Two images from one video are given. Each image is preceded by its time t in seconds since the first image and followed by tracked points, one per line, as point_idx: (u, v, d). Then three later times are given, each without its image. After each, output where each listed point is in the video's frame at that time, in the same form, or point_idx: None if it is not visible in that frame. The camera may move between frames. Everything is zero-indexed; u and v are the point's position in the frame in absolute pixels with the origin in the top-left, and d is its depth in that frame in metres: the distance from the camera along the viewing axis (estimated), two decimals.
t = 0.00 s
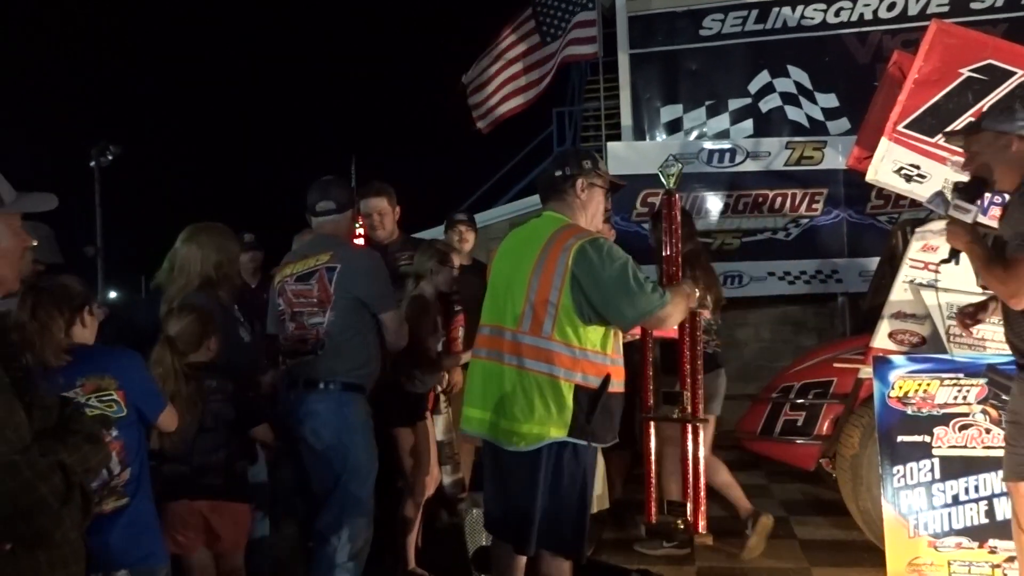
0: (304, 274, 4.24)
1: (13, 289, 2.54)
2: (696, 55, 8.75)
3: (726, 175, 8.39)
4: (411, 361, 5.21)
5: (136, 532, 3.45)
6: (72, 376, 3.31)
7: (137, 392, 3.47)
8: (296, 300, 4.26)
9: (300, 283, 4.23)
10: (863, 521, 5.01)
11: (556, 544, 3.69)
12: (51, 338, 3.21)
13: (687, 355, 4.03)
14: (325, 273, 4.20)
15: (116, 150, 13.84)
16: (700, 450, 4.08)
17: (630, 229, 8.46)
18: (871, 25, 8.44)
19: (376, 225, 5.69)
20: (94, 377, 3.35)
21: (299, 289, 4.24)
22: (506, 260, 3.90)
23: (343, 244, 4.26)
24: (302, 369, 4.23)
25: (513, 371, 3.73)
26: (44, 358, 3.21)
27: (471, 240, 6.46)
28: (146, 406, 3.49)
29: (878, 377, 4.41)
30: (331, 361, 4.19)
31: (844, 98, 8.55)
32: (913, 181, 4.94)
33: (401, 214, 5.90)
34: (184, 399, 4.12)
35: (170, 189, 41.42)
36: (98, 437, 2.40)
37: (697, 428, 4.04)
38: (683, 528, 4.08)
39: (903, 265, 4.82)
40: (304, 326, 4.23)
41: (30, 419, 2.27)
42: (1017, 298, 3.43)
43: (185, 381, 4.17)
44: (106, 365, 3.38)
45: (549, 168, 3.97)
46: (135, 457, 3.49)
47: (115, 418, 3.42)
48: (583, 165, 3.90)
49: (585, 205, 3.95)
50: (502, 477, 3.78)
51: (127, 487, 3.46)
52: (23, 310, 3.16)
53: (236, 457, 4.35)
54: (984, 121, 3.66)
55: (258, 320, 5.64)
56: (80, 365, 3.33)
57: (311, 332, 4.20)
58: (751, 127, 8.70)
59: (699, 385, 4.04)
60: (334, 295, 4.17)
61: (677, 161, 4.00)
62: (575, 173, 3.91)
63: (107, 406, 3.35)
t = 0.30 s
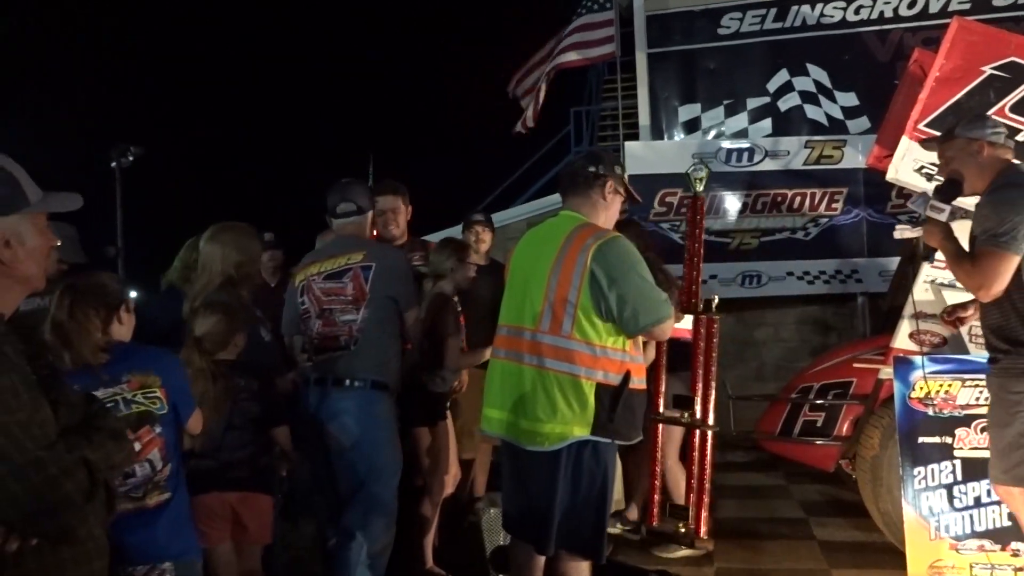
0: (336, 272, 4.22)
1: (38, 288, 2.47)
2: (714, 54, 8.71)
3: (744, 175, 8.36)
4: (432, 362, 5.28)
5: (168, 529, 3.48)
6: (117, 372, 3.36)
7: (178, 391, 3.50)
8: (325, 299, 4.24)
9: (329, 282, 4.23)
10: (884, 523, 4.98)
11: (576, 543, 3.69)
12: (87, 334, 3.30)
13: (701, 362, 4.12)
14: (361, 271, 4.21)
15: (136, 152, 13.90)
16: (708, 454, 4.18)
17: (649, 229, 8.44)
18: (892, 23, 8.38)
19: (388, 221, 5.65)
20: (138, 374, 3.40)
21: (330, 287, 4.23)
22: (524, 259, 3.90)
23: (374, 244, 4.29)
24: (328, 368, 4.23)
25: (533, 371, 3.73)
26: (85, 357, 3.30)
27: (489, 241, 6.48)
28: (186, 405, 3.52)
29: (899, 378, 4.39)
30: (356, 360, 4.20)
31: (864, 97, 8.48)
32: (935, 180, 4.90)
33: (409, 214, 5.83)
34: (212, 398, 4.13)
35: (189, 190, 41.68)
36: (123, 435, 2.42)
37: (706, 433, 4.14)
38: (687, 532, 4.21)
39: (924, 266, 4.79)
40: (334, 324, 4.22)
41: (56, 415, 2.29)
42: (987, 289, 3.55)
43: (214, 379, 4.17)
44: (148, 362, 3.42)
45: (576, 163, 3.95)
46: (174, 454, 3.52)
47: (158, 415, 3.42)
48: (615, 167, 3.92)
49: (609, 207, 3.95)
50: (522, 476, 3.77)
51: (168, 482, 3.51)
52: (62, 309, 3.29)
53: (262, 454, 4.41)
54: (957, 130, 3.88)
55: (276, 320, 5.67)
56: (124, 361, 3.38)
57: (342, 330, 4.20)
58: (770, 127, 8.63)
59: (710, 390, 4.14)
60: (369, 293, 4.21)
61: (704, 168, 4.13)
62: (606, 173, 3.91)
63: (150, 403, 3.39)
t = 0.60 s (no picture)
0: (359, 272, 4.23)
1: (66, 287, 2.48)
2: (734, 52, 8.67)
3: (764, 174, 8.32)
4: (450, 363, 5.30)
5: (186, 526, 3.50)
6: (142, 371, 3.41)
7: (202, 392, 3.52)
8: (348, 298, 4.25)
9: (352, 281, 4.24)
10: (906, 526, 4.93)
11: (595, 543, 3.67)
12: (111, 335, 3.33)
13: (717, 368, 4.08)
14: (385, 271, 4.21)
15: (156, 152, 13.96)
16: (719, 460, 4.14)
17: (668, 228, 8.41)
18: (914, 21, 8.29)
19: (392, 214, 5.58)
20: (162, 373, 3.44)
21: (353, 286, 4.24)
22: (539, 258, 3.90)
23: (397, 243, 4.29)
24: (349, 367, 4.25)
25: (551, 371, 3.73)
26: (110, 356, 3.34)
27: (507, 241, 6.48)
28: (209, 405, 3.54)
29: (921, 379, 4.34)
30: (377, 360, 4.22)
31: (885, 95, 8.40)
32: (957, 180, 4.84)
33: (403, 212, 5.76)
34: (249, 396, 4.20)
35: (209, 190, 41.97)
36: (147, 433, 2.43)
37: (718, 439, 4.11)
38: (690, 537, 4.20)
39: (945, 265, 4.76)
40: (357, 323, 4.23)
41: (80, 414, 2.31)
42: (968, 297, 3.78)
43: (254, 377, 4.26)
44: (173, 362, 3.47)
45: (598, 164, 3.93)
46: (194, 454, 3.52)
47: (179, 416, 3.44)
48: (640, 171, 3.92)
49: (627, 210, 3.95)
50: (541, 476, 3.77)
51: (187, 480, 3.51)
52: (85, 313, 3.33)
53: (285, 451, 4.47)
54: (940, 138, 4.01)
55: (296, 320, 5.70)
56: (150, 361, 3.43)
57: (365, 329, 4.21)
58: (790, 126, 8.62)
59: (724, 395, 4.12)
60: (393, 293, 4.21)
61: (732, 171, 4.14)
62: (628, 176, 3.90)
63: (171, 402, 3.42)
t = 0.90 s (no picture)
0: (375, 273, 4.24)
1: (91, 288, 2.52)
2: (752, 51, 8.61)
3: (782, 173, 8.26)
4: (468, 363, 5.35)
5: (183, 523, 3.54)
6: (134, 372, 3.45)
7: (193, 395, 3.59)
8: (364, 300, 4.26)
9: (369, 283, 4.24)
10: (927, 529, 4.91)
11: (611, 544, 3.66)
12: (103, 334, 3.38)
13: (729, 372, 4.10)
14: (399, 274, 4.22)
15: (176, 152, 14.08)
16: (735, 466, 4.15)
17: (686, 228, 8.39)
18: (934, 18, 8.17)
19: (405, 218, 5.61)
20: (154, 375, 3.47)
21: (368, 288, 4.25)
22: (553, 259, 3.90)
23: (412, 244, 4.30)
24: (365, 368, 4.26)
25: (565, 370, 3.73)
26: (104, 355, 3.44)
27: (523, 240, 6.49)
28: (199, 406, 3.61)
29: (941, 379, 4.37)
30: (392, 360, 4.22)
31: (904, 93, 8.26)
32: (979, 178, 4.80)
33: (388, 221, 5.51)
34: (273, 397, 4.30)
35: (229, 190, 42.26)
36: (167, 432, 2.46)
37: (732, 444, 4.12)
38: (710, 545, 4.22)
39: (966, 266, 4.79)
40: (373, 324, 4.24)
41: (105, 414, 2.39)
42: (941, 305, 3.83)
43: (276, 379, 4.33)
44: (166, 364, 3.52)
45: (614, 165, 3.93)
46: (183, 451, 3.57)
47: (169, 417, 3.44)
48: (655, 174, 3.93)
49: (638, 213, 3.94)
50: (557, 476, 3.76)
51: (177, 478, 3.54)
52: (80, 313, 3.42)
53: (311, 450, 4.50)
54: (914, 143, 4.09)
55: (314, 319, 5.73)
56: (140, 363, 3.49)
57: (380, 331, 4.22)
58: (808, 125, 8.51)
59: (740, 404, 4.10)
60: (408, 296, 4.22)
61: (743, 176, 4.13)
62: (643, 180, 3.91)
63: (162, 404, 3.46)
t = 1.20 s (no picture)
0: (374, 274, 4.26)
1: (109, 289, 2.53)
2: (764, 51, 8.44)
3: (795, 173, 8.19)
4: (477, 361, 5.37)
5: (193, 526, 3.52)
6: (142, 374, 3.47)
7: (199, 400, 3.59)
8: (365, 301, 4.28)
9: (374, 283, 4.24)
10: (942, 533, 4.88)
11: (622, 545, 3.64)
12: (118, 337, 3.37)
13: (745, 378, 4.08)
14: (399, 273, 4.22)
15: (189, 153, 14.14)
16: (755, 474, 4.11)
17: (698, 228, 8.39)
18: (948, 18, 7.93)
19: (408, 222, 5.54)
20: (161, 378, 3.50)
21: (369, 289, 4.26)
22: (563, 259, 3.90)
23: (416, 245, 4.30)
24: (370, 369, 4.27)
25: (575, 370, 3.72)
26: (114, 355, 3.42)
27: (535, 241, 6.49)
28: (205, 411, 3.61)
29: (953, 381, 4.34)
30: (399, 360, 4.22)
31: (918, 93, 8.05)
32: (994, 178, 4.74)
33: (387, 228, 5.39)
34: (283, 399, 4.32)
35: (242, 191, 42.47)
36: (180, 431, 2.53)
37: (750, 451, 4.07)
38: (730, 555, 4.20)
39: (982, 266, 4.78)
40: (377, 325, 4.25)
41: (127, 410, 2.46)
42: (924, 305, 3.84)
43: (285, 381, 4.36)
44: (173, 368, 3.54)
45: (625, 167, 3.92)
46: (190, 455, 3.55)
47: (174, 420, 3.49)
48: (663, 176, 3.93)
49: (644, 217, 3.94)
50: (569, 476, 3.76)
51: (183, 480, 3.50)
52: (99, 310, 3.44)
53: (325, 448, 4.52)
54: (884, 149, 4.19)
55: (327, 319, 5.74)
56: (149, 365, 3.51)
57: (381, 331, 4.23)
58: (822, 125, 8.30)
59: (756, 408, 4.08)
60: (407, 296, 4.22)
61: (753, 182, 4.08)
62: (654, 181, 3.90)
63: (167, 408, 3.47)
